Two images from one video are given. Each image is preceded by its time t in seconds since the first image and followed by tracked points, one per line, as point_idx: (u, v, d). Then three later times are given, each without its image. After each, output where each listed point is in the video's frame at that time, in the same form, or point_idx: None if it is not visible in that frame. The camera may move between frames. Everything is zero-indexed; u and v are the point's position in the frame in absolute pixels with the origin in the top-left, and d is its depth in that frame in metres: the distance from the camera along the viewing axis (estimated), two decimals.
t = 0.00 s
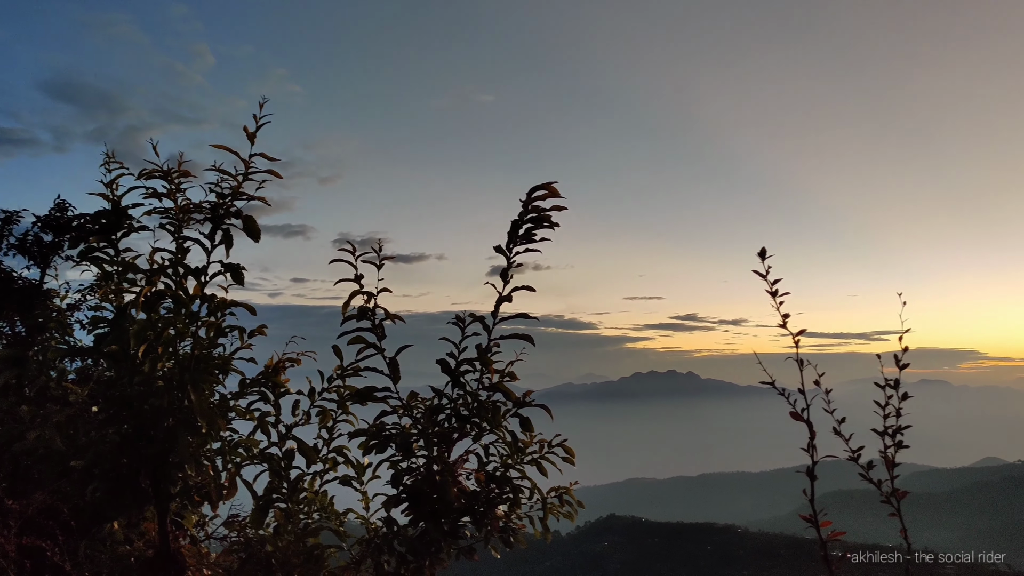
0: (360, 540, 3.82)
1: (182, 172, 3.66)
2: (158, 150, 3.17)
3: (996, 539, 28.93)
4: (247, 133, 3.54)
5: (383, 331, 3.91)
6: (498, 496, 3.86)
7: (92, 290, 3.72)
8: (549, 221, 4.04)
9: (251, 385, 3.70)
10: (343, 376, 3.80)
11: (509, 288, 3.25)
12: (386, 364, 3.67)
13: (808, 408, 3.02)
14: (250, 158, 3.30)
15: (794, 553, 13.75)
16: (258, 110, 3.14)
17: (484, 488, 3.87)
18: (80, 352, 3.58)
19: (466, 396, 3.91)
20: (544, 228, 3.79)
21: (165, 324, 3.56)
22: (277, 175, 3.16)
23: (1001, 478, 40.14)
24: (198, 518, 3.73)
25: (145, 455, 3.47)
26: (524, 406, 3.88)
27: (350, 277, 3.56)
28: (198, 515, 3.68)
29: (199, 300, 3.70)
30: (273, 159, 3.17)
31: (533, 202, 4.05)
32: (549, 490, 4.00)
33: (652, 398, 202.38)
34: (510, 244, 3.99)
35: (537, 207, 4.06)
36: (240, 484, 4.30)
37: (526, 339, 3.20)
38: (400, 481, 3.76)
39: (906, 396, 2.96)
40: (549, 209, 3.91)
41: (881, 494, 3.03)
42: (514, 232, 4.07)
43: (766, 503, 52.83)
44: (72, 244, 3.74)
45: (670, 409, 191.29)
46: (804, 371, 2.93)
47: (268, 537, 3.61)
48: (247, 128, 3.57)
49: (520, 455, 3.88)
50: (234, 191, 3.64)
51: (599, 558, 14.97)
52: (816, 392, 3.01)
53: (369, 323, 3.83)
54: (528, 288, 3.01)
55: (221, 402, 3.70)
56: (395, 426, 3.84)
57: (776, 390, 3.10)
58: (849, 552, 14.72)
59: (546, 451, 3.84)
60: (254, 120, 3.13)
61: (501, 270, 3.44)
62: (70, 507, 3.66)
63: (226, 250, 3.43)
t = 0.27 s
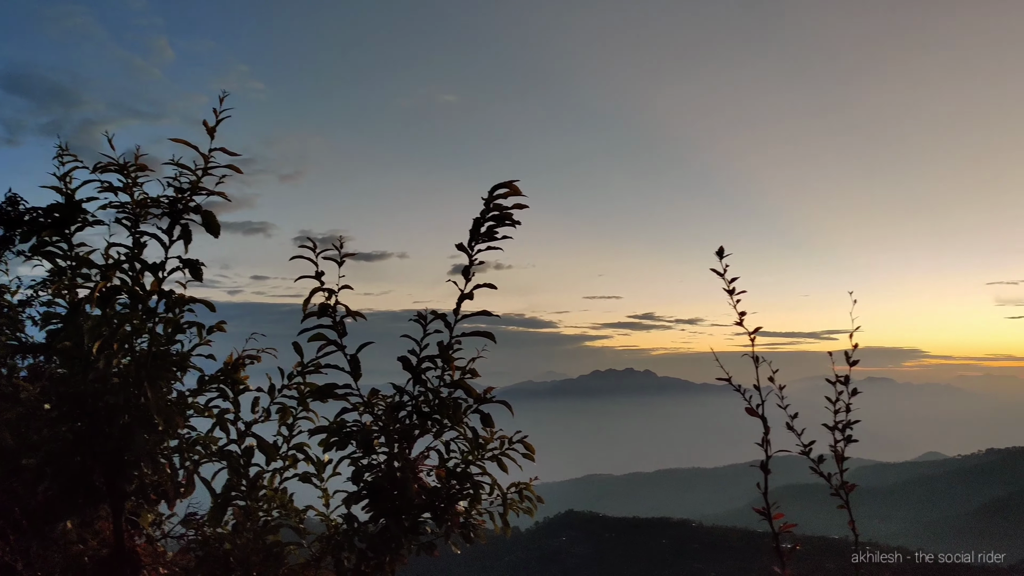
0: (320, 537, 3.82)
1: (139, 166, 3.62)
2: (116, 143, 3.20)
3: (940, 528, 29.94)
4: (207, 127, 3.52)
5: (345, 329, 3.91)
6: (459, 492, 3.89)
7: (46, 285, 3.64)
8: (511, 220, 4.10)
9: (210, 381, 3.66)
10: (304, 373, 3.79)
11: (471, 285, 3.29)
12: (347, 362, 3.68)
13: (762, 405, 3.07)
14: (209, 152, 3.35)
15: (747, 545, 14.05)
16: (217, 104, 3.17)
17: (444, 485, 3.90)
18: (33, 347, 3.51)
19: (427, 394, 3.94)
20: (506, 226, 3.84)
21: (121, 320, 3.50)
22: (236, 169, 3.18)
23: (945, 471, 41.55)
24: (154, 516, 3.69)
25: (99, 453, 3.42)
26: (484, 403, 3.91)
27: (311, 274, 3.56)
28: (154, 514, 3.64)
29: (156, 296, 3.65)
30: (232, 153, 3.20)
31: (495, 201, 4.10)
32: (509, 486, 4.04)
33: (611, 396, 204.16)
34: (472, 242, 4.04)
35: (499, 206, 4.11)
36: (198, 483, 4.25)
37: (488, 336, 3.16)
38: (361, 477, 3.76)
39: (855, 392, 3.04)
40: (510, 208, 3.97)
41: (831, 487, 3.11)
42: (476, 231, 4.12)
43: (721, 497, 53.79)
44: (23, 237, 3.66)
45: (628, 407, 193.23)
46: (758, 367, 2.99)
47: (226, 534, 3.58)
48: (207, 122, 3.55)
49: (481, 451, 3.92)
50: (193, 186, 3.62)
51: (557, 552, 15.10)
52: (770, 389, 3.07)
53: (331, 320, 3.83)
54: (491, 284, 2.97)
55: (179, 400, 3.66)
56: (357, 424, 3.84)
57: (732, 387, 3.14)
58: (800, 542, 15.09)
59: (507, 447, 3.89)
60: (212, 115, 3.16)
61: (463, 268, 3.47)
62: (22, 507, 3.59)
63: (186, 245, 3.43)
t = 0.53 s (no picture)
0: (274, 537, 3.79)
1: (89, 160, 3.55)
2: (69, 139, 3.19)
3: (878, 523, 31.02)
4: (161, 122, 3.46)
5: (301, 328, 3.90)
6: (415, 490, 3.91)
7: None
8: (470, 219, 4.12)
9: (163, 380, 3.61)
10: (260, 371, 3.77)
11: (433, 285, 3.32)
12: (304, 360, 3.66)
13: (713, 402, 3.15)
14: (164, 149, 3.36)
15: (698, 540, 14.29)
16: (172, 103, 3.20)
17: (401, 484, 3.91)
18: None
19: (384, 392, 3.94)
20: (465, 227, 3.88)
21: (69, 319, 3.43)
22: (193, 169, 3.24)
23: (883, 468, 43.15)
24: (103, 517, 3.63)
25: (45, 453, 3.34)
26: (441, 402, 3.94)
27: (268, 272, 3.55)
28: (103, 515, 3.58)
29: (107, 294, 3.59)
30: (187, 152, 3.23)
31: (454, 200, 4.11)
32: (464, 484, 4.07)
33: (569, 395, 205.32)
34: (431, 241, 4.05)
35: (458, 205, 4.12)
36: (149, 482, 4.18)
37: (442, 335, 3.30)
38: (316, 477, 3.75)
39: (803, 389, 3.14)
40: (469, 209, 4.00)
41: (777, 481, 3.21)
42: (435, 230, 4.13)
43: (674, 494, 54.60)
44: None
45: (586, 406, 194.67)
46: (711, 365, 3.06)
47: (177, 534, 3.54)
48: (161, 118, 3.49)
49: (437, 450, 3.95)
50: (146, 182, 3.55)
51: (512, 550, 15.13)
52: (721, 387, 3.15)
53: (287, 319, 3.81)
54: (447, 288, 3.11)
55: (130, 399, 3.59)
56: (313, 423, 3.83)
57: (683, 385, 3.22)
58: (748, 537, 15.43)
59: (463, 446, 3.92)
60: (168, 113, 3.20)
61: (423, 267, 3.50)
62: None
63: (139, 244, 3.40)
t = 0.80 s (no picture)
0: (230, 543, 3.72)
1: (40, 158, 3.47)
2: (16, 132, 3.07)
3: (839, 521, 31.53)
4: (114, 119, 3.40)
5: (260, 329, 3.82)
6: (375, 494, 3.85)
7: None
8: (434, 221, 4.07)
9: (116, 383, 3.52)
10: (217, 373, 3.69)
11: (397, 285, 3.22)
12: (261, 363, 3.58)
13: (670, 404, 3.17)
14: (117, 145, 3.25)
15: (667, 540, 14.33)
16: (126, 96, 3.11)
17: (361, 487, 3.85)
18: None
19: (345, 395, 3.88)
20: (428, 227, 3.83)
21: (17, 320, 3.33)
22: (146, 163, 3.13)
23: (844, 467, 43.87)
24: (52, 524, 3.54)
25: None
26: (403, 405, 3.88)
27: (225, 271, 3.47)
28: (52, 521, 3.49)
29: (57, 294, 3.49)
30: (140, 146, 3.12)
31: (417, 201, 4.07)
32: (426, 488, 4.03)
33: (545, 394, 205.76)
34: (394, 243, 4.00)
35: (422, 207, 4.08)
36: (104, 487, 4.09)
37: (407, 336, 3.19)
38: (274, 481, 3.68)
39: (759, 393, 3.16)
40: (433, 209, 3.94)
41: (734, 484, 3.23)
42: (398, 232, 4.07)
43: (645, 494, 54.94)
44: None
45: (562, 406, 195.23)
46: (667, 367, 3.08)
47: (129, 541, 3.46)
48: (114, 113, 3.43)
49: (399, 453, 3.89)
50: (98, 180, 3.48)
51: (479, 551, 15.04)
52: (678, 390, 3.17)
53: (245, 320, 3.73)
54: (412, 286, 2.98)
55: (81, 402, 3.50)
56: (271, 426, 3.75)
57: (641, 388, 3.24)
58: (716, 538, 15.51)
59: (424, 449, 3.87)
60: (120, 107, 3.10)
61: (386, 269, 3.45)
62: None
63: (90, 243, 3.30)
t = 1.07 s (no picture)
0: (174, 545, 3.70)
1: None
2: None
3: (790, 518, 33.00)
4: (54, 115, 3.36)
5: (207, 328, 3.76)
6: (323, 496, 3.82)
7: None
8: (386, 220, 4.05)
9: (55, 384, 3.47)
10: (159, 372, 3.64)
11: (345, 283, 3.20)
12: (204, 363, 3.53)
13: (614, 404, 3.18)
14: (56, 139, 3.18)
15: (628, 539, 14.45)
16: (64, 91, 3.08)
17: (309, 489, 3.82)
18: None
19: (292, 395, 3.85)
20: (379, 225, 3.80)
21: None
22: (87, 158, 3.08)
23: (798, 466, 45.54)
24: None
25: None
26: (352, 405, 3.84)
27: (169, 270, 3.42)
28: None
29: None
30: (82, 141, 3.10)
31: (369, 200, 4.05)
32: (376, 488, 4.00)
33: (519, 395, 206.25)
34: (344, 241, 3.98)
35: (373, 206, 4.06)
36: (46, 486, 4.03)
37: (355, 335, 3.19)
38: (219, 484, 3.66)
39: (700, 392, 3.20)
40: (383, 208, 3.93)
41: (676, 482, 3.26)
42: (348, 230, 4.05)
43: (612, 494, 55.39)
44: None
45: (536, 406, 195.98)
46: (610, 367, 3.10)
47: (67, 545, 3.42)
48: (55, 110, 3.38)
49: (347, 454, 3.86)
50: (37, 174, 3.41)
51: (439, 552, 15.02)
52: (621, 389, 3.19)
53: (191, 319, 3.67)
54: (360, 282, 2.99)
55: (19, 403, 3.44)
56: (218, 427, 3.71)
57: (585, 387, 3.25)
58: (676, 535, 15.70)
59: (372, 450, 3.84)
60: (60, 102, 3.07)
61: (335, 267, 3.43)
62: None
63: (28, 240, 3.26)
